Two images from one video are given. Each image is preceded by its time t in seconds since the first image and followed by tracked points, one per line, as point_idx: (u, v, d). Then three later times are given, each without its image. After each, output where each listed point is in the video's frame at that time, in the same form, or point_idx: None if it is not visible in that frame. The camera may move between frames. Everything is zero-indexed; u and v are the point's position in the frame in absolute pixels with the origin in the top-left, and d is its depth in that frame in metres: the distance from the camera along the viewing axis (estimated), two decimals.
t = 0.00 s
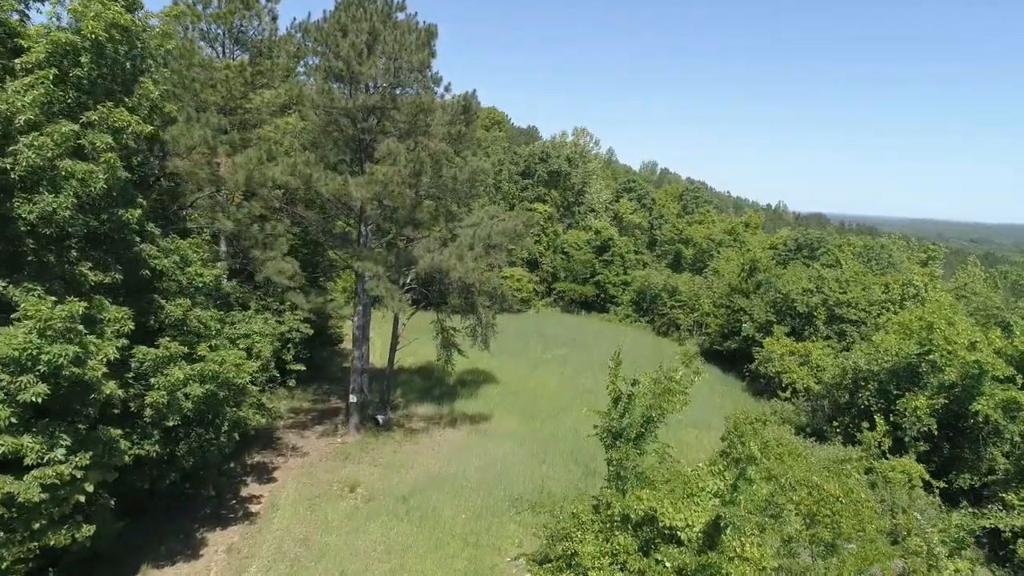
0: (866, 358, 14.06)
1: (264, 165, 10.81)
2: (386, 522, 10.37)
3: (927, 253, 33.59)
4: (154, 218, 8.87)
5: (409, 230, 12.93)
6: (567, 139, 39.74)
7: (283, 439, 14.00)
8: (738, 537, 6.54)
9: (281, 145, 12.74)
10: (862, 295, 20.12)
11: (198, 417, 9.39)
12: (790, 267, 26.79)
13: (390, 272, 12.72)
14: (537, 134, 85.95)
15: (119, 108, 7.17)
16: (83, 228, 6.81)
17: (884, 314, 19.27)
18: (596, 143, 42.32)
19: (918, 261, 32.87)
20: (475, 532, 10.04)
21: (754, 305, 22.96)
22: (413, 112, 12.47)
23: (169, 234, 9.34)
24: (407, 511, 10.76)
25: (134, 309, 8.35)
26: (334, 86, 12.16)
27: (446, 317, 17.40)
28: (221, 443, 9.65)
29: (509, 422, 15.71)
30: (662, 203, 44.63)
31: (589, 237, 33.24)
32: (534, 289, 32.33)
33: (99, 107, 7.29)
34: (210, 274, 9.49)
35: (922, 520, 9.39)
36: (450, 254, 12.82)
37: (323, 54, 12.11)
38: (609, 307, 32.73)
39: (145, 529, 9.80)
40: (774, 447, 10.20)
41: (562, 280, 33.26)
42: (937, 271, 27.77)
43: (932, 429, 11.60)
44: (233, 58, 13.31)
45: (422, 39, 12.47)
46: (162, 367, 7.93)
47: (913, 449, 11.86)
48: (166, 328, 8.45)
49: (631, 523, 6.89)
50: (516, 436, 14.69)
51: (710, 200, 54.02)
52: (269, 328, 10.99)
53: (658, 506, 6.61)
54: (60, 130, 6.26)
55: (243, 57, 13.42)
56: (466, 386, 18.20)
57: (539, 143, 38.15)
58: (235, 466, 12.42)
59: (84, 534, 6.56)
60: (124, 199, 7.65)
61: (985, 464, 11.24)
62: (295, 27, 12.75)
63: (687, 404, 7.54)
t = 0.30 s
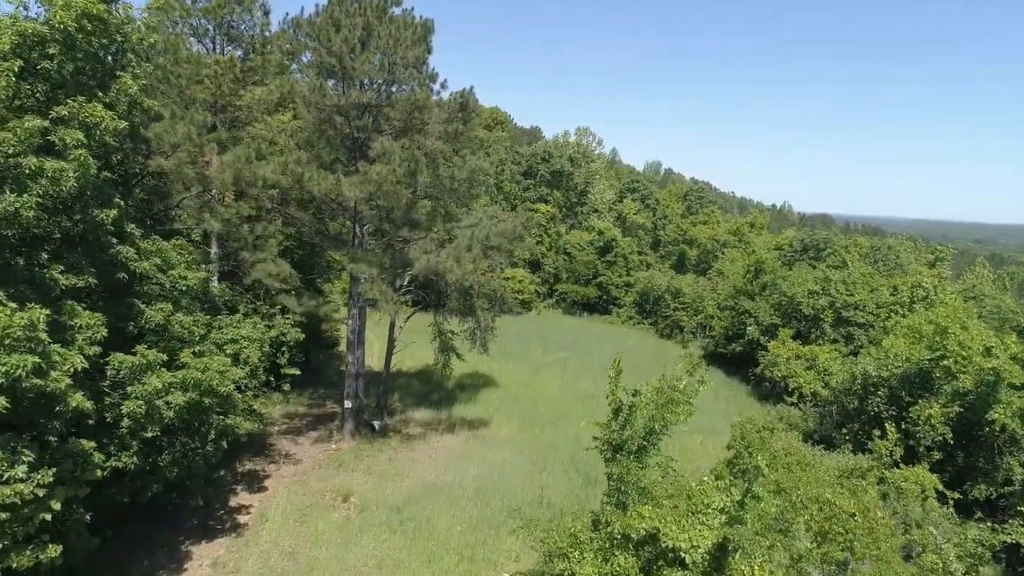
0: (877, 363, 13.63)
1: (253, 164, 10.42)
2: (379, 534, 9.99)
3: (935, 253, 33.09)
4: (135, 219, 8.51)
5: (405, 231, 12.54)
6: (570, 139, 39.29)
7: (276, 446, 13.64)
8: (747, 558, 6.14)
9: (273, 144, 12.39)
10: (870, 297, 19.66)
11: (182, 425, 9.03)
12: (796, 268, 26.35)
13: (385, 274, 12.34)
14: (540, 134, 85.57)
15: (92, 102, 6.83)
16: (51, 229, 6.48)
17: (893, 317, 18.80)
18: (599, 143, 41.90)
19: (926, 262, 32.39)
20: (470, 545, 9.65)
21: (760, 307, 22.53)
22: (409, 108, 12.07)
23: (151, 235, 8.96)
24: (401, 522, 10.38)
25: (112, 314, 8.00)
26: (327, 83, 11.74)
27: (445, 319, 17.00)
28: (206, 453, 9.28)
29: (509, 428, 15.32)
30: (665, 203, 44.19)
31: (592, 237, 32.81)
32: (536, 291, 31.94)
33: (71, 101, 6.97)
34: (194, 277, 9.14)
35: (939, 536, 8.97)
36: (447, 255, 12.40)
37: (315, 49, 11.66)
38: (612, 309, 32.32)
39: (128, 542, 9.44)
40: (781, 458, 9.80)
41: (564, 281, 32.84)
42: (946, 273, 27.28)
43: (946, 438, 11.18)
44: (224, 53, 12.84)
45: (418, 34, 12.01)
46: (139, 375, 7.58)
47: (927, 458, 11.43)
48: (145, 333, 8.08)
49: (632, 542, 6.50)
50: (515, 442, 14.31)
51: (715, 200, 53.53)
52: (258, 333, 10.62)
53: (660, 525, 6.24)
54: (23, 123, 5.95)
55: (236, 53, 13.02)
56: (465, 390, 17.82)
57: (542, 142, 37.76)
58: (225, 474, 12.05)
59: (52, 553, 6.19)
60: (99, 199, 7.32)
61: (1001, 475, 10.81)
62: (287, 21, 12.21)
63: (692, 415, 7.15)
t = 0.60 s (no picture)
0: (888, 370, 13.18)
1: (239, 163, 10.04)
2: (370, 547, 9.61)
3: (942, 254, 32.62)
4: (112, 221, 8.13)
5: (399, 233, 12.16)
6: (572, 139, 38.86)
7: (267, 453, 13.26)
8: None
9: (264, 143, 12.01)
10: (877, 300, 19.23)
11: (163, 435, 8.67)
12: (801, 270, 25.91)
13: (379, 277, 11.96)
14: (543, 135, 85.17)
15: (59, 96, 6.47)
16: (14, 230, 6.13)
17: (902, 320, 18.37)
18: (601, 143, 41.49)
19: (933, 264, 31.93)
20: (464, 560, 9.24)
21: (765, 310, 22.10)
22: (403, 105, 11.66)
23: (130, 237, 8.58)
24: (393, 535, 9.99)
25: (87, 319, 7.63)
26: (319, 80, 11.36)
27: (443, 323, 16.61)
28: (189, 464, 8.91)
29: (507, 435, 14.92)
30: (668, 203, 43.75)
31: (594, 238, 32.37)
32: (537, 292, 31.53)
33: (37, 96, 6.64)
34: (176, 281, 8.75)
35: (955, 553, 8.56)
36: (443, 258, 12.02)
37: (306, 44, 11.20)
38: (614, 311, 31.91)
39: (108, 556, 9.07)
40: (789, 470, 9.39)
41: (566, 283, 32.44)
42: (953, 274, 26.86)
43: (961, 448, 10.80)
44: (213, 49, 12.33)
45: (414, 29, 11.57)
46: (112, 384, 7.22)
47: (940, 469, 11.02)
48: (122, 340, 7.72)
49: (632, 565, 6.09)
50: (514, 449, 13.92)
51: (718, 200, 53.11)
52: (244, 338, 10.25)
53: (662, 547, 5.84)
54: None
55: (229, 50, 12.59)
56: (463, 395, 17.42)
57: (544, 142, 37.34)
58: (213, 483, 11.69)
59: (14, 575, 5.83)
60: (71, 199, 6.96)
61: (1018, 486, 10.39)
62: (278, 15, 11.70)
63: (696, 427, 6.76)
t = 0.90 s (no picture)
0: (898, 376, 12.74)
1: (225, 162, 9.69)
2: (360, 561, 9.23)
3: (951, 255, 32.14)
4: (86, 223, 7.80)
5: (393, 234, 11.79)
6: (575, 139, 38.50)
7: (257, 460, 12.90)
8: None
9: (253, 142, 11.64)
10: (885, 302, 18.79)
11: (142, 446, 8.33)
12: (807, 271, 25.48)
13: (371, 280, 11.58)
14: (546, 135, 84.89)
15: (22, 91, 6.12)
16: None
17: (911, 324, 17.93)
18: (604, 143, 41.11)
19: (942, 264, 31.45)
20: None
21: (770, 312, 21.68)
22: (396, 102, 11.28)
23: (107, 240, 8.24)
24: (383, 549, 9.60)
25: (59, 326, 7.28)
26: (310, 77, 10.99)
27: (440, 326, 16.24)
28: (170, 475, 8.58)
29: (505, 441, 14.54)
30: (672, 204, 43.34)
31: (596, 239, 31.98)
32: (539, 294, 31.17)
33: None
34: (156, 285, 8.38)
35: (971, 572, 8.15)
36: (438, 260, 11.63)
37: (295, 39, 10.78)
38: (616, 313, 31.52)
39: (86, 570, 8.73)
40: (795, 483, 8.98)
41: (568, 284, 32.02)
42: (962, 276, 26.40)
43: (975, 459, 10.39)
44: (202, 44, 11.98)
45: (408, 24, 11.16)
46: (83, 396, 6.86)
47: (953, 480, 10.60)
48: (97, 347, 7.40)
49: None
50: (512, 458, 13.52)
51: (722, 200, 52.67)
52: (230, 344, 9.90)
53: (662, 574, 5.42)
54: None
55: (220, 46, 12.25)
56: (461, 400, 17.04)
57: (546, 142, 36.97)
58: (200, 492, 11.35)
59: None
60: (38, 200, 6.61)
61: None
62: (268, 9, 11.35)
63: (697, 442, 6.44)
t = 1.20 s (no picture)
0: (907, 383, 12.31)
1: (208, 162, 9.30)
2: None
3: (957, 257, 31.69)
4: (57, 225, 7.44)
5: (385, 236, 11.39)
6: (576, 139, 38.04)
7: (245, 469, 12.50)
8: None
9: (242, 142, 11.28)
10: (892, 305, 18.36)
11: (117, 459, 7.95)
12: (812, 273, 25.03)
13: (362, 283, 11.18)
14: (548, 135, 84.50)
15: None
16: None
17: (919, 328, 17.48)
18: (605, 142, 40.65)
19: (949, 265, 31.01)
20: None
21: (774, 315, 21.23)
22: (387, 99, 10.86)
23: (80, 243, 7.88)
24: (373, 564, 9.19)
25: (27, 333, 6.96)
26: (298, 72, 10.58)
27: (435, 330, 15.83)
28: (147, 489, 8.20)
29: (502, 449, 14.12)
30: (674, 204, 42.89)
31: (598, 240, 31.53)
32: (539, 296, 30.73)
33: None
34: (132, 290, 7.99)
35: None
36: (431, 263, 11.23)
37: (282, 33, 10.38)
38: (618, 315, 31.08)
39: None
40: (802, 497, 8.57)
41: (569, 286, 31.57)
42: (969, 277, 25.98)
43: (990, 471, 9.96)
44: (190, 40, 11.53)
45: (399, 18, 10.80)
46: (47, 408, 6.52)
47: (967, 493, 10.17)
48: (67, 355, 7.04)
49: None
50: (508, 466, 13.12)
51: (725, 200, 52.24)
52: (214, 351, 9.51)
53: None
54: None
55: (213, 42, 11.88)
56: (458, 405, 16.63)
57: (547, 142, 36.50)
58: (185, 503, 10.95)
59: None
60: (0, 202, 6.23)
61: None
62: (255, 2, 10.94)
63: (699, 460, 6.05)
